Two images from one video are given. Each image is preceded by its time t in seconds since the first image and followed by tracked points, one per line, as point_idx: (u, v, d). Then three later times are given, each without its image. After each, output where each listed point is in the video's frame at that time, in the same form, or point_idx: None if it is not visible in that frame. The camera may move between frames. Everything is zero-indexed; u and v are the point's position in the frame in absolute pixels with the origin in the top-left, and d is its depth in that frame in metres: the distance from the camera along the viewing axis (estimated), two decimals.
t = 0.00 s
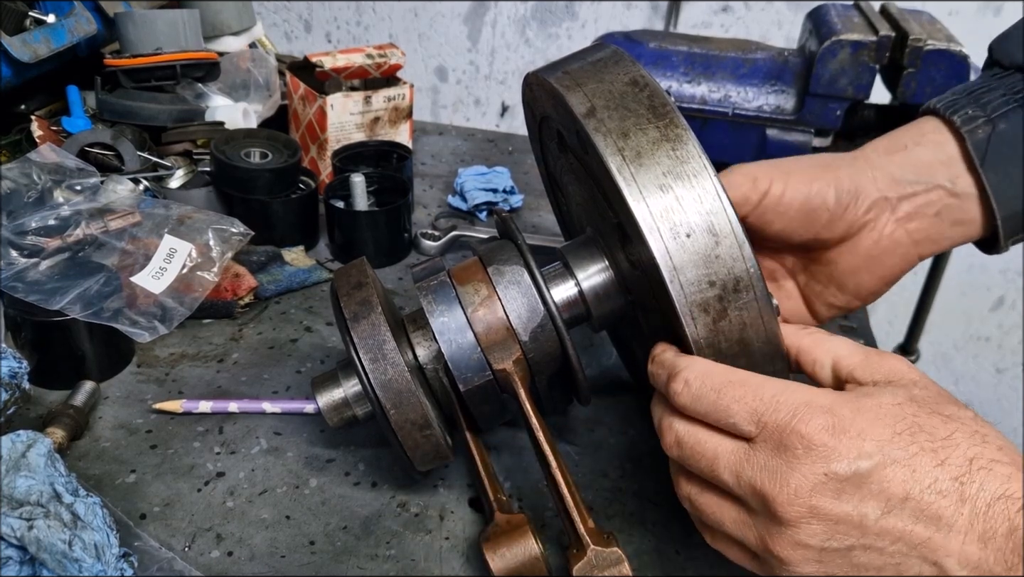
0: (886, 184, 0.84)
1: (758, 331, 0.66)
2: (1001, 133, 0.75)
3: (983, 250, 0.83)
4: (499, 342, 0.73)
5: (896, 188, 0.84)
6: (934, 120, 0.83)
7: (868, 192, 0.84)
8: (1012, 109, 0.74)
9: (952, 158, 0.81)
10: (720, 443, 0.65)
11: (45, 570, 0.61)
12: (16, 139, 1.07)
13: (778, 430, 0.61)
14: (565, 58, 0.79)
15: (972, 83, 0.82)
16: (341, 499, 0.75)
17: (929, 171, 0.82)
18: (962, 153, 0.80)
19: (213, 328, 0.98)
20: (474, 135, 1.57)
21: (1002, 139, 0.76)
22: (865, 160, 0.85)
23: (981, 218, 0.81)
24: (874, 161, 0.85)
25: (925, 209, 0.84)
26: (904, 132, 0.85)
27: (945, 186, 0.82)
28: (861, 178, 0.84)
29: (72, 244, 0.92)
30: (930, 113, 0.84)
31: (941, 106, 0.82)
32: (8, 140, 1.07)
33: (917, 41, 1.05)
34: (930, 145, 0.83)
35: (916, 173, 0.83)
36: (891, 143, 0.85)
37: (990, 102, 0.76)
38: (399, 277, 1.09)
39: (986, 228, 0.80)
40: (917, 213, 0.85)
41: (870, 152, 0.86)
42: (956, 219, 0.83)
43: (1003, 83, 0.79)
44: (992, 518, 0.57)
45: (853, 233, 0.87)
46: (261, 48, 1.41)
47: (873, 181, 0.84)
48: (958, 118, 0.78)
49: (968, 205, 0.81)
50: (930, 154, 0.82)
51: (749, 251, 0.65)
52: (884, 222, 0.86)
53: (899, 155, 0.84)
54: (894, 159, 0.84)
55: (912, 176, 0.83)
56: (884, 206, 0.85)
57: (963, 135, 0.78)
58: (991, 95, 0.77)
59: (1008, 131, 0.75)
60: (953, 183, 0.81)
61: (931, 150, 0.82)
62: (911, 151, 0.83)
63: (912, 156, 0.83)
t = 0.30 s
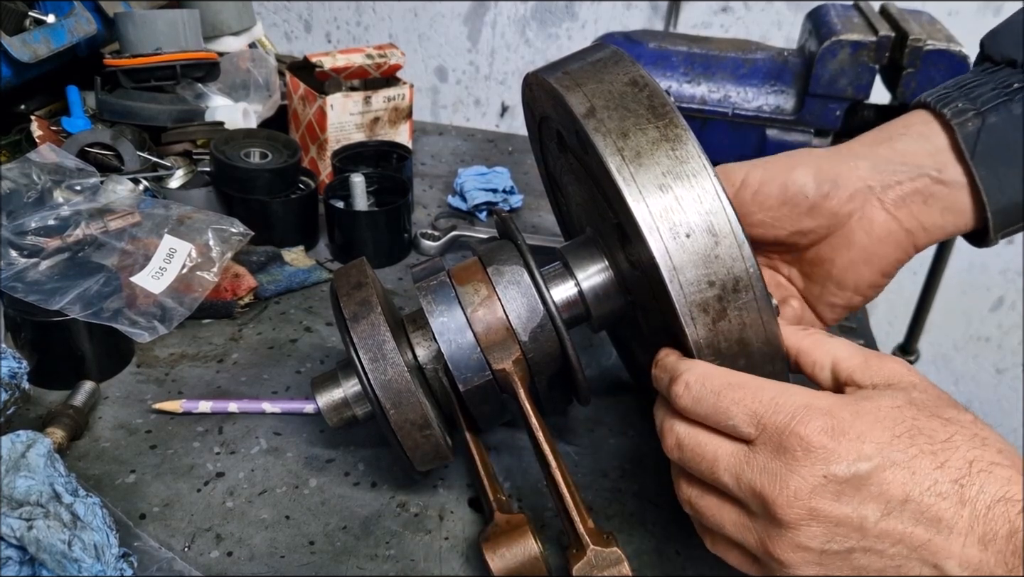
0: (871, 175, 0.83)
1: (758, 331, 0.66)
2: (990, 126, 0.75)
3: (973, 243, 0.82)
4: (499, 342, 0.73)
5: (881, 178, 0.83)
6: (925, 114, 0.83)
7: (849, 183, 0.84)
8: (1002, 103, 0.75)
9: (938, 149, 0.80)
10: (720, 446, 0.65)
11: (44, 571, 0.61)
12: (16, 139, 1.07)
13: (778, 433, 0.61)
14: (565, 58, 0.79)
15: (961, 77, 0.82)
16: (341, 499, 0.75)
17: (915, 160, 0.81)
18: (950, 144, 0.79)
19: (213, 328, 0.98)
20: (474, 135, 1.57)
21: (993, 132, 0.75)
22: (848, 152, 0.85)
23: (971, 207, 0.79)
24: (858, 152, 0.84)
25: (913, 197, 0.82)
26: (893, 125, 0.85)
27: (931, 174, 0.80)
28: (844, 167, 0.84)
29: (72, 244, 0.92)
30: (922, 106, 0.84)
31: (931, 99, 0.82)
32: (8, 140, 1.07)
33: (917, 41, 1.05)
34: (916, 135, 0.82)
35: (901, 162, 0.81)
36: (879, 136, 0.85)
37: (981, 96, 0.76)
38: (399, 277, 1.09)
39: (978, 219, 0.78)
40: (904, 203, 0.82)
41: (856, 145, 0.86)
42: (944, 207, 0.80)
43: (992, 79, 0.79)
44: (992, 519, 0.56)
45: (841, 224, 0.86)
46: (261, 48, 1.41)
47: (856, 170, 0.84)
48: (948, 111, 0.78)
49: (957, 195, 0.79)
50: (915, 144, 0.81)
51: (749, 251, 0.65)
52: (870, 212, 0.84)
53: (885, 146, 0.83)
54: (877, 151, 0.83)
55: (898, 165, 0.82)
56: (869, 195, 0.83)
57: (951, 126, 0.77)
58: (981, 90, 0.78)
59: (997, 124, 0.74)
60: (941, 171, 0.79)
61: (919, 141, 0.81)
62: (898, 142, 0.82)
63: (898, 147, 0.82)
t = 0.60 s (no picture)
0: (871, 178, 0.83)
1: (757, 331, 0.66)
2: (982, 131, 0.75)
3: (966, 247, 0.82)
4: (499, 343, 0.73)
5: (878, 181, 0.83)
6: (919, 119, 0.84)
7: (849, 185, 0.84)
8: (993, 108, 0.75)
9: (934, 154, 0.81)
10: (720, 450, 0.65)
11: (44, 571, 0.61)
12: (16, 139, 1.07)
13: (778, 437, 0.61)
14: (565, 58, 0.79)
15: (956, 82, 0.83)
16: (341, 499, 0.75)
17: (912, 163, 0.82)
18: (945, 150, 0.80)
19: (213, 328, 0.98)
20: (474, 135, 1.57)
21: (986, 137, 0.75)
22: (849, 156, 0.85)
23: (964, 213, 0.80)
24: (856, 155, 0.85)
25: (908, 202, 0.83)
26: (889, 130, 0.86)
27: (927, 178, 0.81)
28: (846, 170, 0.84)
29: (72, 244, 0.92)
30: (917, 111, 0.85)
31: (926, 105, 0.83)
32: (8, 140, 1.07)
33: (917, 41, 1.05)
34: (913, 140, 0.83)
35: (898, 166, 0.82)
36: (876, 140, 0.85)
37: (972, 101, 0.77)
38: (399, 277, 1.09)
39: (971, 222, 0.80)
40: (901, 205, 0.84)
41: (853, 149, 0.86)
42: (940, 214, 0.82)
43: (985, 83, 0.79)
44: (993, 521, 0.56)
45: (838, 227, 0.86)
46: (261, 48, 1.42)
47: (856, 173, 0.84)
48: (941, 117, 0.79)
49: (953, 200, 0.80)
50: (912, 148, 0.82)
51: (749, 251, 0.65)
52: (867, 214, 0.85)
53: (882, 150, 0.84)
54: (875, 155, 0.84)
55: (895, 169, 0.83)
56: (867, 198, 0.84)
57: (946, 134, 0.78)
58: (973, 95, 0.78)
59: (989, 129, 0.75)
60: (937, 176, 0.81)
61: (914, 146, 0.82)
62: (895, 146, 0.83)
63: (895, 151, 0.83)
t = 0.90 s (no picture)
0: (885, 189, 0.82)
1: (757, 331, 0.66)
2: (1000, 135, 0.76)
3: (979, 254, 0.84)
4: (499, 343, 0.73)
5: (893, 192, 0.82)
6: (935, 125, 0.84)
7: (864, 198, 0.82)
8: (1011, 113, 0.77)
9: (950, 162, 0.81)
10: (722, 457, 0.65)
11: (44, 571, 0.61)
12: (16, 139, 1.07)
13: (780, 442, 0.61)
14: (566, 59, 0.79)
15: (968, 87, 0.83)
16: (341, 499, 0.75)
17: (926, 174, 0.81)
18: (962, 157, 0.80)
19: (213, 328, 0.98)
20: (474, 135, 1.57)
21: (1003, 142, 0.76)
22: (864, 168, 0.83)
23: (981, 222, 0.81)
24: (870, 166, 0.83)
25: (922, 212, 0.83)
26: (904, 136, 0.85)
27: (943, 187, 0.81)
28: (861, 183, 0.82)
29: (72, 244, 0.92)
30: (930, 117, 0.85)
31: (941, 110, 0.83)
32: (8, 140, 1.07)
33: (917, 41, 1.05)
34: (929, 147, 0.83)
35: (914, 175, 0.82)
36: (890, 148, 0.84)
37: (990, 106, 0.78)
38: (399, 277, 1.09)
39: (988, 231, 0.81)
40: (913, 216, 0.83)
41: (868, 156, 0.85)
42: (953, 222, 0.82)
43: (1000, 88, 0.80)
44: (996, 526, 0.57)
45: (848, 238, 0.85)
46: (261, 48, 1.42)
47: (871, 186, 0.82)
48: (958, 121, 0.79)
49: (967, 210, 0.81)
50: (928, 157, 0.82)
51: (748, 251, 0.65)
52: (880, 226, 0.84)
53: (896, 159, 0.83)
54: (888, 164, 0.83)
55: (910, 178, 0.82)
56: (880, 210, 0.83)
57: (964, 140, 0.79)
58: (989, 99, 0.79)
59: (1007, 133, 0.76)
60: (952, 185, 0.81)
61: (931, 154, 0.82)
62: (910, 154, 0.83)
63: (911, 159, 0.82)
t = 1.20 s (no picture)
0: (880, 177, 0.83)
1: (757, 331, 0.66)
2: (997, 127, 0.75)
3: (977, 246, 0.83)
4: (499, 343, 0.73)
5: (888, 180, 0.83)
6: (931, 116, 0.84)
7: (858, 185, 0.83)
8: (1009, 105, 0.75)
9: (947, 151, 0.81)
10: (727, 461, 0.64)
11: (44, 570, 0.61)
12: (16, 139, 1.07)
13: (784, 444, 0.61)
14: (566, 59, 0.79)
15: (967, 81, 0.83)
16: (341, 499, 0.75)
17: (923, 162, 0.81)
18: (958, 147, 0.80)
19: (213, 328, 0.98)
20: (474, 135, 1.57)
21: (1000, 135, 0.75)
22: (859, 155, 0.85)
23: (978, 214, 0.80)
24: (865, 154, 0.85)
25: (919, 201, 0.82)
26: (900, 128, 0.85)
27: (938, 176, 0.81)
28: (855, 169, 0.83)
29: (72, 244, 0.92)
30: (928, 109, 0.85)
31: (938, 102, 0.83)
32: (8, 140, 1.07)
33: (917, 41, 1.05)
34: (924, 137, 0.83)
35: (910, 165, 0.82)
36: (888, 138, 0.85)
37: (987, 97, 0.77)
38: (399, 277, 1.09)
39: (985, 222, 0.80)
40: (912, 205, 0.83)
41: (864, 147, 0.86)
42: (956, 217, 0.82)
43: (997, 81, 0.79)
44: (1003, 527, 0.57)
45: (847, 226, 0.86)
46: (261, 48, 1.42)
47: (866, 173, 0.83)
48: (955, 113, 0.78)
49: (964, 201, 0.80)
50: (924, 146, 0.82)
51: (748, 250, 0.65)
52: (878, 214, 0.84)
53: (892, 149, 0.84)
54: (885, 154, 0.84)
55: (906, 167, 0.82)
56: (876, 197, 0.83)
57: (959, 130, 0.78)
58: (987, 91, 0.78)
59: (1004, 126, 0.75)
60: (949, 175, 0.80)
61: (927, 143, 0.82)
62: (906, 144, 0.83)
63: (906, 149, 0.83)
